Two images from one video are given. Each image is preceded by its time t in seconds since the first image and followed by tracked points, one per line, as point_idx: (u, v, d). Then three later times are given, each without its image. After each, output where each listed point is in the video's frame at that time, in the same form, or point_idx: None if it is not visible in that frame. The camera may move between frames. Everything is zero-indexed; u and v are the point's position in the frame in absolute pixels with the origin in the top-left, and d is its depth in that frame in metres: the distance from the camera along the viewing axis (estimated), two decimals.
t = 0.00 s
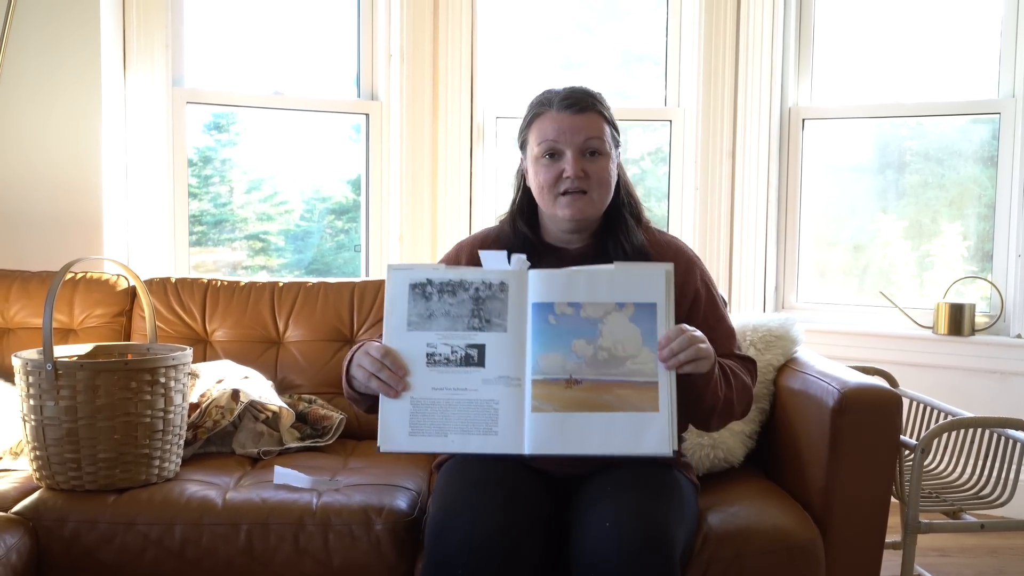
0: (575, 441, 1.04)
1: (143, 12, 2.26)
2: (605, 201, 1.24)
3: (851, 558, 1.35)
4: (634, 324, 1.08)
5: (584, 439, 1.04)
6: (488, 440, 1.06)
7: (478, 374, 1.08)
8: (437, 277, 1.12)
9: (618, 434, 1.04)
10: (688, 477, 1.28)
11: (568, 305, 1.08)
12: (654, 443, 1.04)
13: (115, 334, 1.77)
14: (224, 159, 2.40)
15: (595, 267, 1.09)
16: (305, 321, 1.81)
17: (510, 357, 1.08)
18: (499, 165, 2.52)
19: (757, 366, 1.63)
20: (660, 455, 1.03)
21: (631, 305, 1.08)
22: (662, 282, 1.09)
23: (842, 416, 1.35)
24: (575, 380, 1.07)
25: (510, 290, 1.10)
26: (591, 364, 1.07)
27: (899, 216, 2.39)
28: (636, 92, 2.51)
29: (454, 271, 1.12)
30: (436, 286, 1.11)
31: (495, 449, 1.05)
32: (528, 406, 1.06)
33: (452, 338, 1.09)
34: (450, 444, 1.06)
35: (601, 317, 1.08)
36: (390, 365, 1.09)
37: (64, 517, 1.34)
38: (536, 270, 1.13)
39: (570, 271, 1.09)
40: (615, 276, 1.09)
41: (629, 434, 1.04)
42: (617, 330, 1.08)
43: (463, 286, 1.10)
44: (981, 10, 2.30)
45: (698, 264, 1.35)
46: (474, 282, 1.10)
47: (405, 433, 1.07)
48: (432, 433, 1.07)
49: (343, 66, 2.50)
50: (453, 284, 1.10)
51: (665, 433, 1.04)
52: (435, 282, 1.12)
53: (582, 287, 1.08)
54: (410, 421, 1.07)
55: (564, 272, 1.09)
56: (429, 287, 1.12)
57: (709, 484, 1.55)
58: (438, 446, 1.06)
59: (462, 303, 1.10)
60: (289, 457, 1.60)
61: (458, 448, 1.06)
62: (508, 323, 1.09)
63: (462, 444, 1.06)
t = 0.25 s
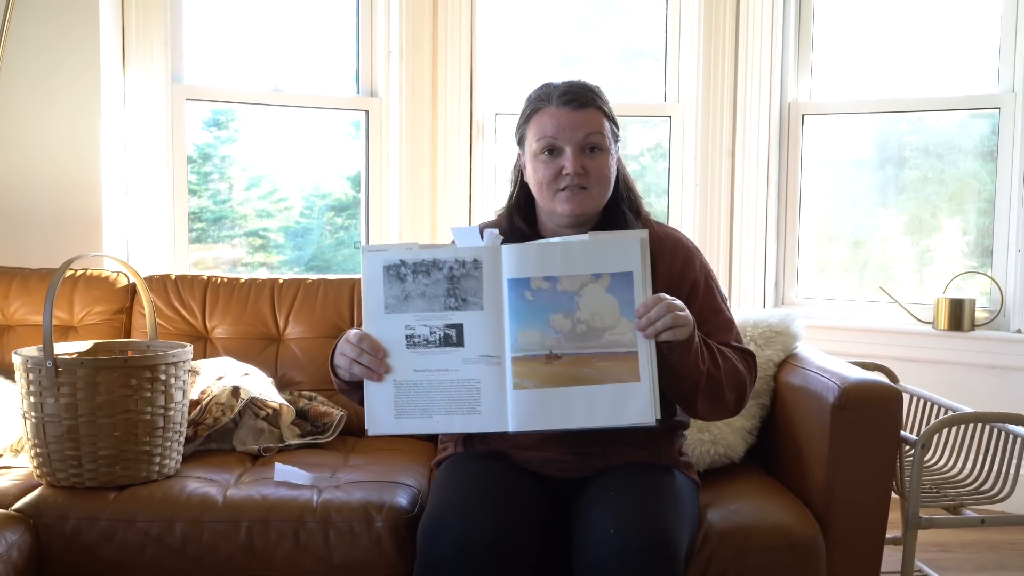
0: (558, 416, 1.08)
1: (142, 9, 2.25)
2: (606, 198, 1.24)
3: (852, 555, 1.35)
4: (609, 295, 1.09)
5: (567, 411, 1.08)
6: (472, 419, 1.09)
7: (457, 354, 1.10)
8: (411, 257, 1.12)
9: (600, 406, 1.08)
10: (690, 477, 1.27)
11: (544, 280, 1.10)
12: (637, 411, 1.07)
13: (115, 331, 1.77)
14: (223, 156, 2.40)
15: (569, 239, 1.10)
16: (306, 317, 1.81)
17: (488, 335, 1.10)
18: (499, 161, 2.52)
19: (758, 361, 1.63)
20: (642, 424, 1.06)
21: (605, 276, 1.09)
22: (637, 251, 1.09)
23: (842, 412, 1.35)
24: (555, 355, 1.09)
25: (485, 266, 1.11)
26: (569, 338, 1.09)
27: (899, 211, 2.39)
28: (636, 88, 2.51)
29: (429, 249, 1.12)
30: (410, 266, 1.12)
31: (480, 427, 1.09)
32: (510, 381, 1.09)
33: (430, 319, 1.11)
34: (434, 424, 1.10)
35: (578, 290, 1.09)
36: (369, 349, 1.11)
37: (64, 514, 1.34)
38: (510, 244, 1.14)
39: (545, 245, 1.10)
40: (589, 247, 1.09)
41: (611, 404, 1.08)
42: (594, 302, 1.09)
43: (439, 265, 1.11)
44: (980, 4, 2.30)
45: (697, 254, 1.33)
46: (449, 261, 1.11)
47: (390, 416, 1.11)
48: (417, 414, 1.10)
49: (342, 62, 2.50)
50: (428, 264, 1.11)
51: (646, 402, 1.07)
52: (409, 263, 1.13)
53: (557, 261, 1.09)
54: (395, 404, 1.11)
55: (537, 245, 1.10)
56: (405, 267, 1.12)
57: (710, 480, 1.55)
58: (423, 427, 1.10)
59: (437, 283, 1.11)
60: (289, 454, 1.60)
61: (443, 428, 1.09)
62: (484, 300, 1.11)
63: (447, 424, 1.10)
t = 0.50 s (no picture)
0: (540, 412, 1.08)
1: (142, 8, 2.25)
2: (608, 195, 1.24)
3: (852, 553, 1.35)
4: (592, 293, 1.08)
5: (549, 407, 1.08)
6: (454, 416, 1.09)
7: (439, 351, 1.10)
8: (393, 254, 1.12)
9: (582, 403, 1.07)
10: (690, 477, 1.28)
11: (526, 277, 1.09)
12: (618, 408, 1.07)
13: (115, 330, 1.77)
14: (223, 155, 2.40)
15: (553, 236, 1.09)
16: (306, 316, 1.81)
17: (471, 332, 1.10)
18: (499, 159, 2.51)
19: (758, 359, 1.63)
20: (624, 421, 1.06)
21: (587, 274, 1.09)
22: (620, 248, 1.09)
23: (842, 410, 1.35)
24: (537, 353, 1.09)
25: (467, 263, 1.11)
26: (552, 335, 1.08)
27: (898, 209, 2.39)
28: (636, 86, 2.50)
29: (412, 246, 1.12)
30: (393, 263, 1.12)
31: (462, 424, 1.09)
32: (492, 379, 1.09)
33: (412, 316, 1.11)
34: (416, 421, 1.10)
35: (561, 287, 1.09)
36: (352, 347, 1.11)
37: (65, 513, 1.34)
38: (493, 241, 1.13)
39: (527, 242, 1.09)
40: (573, 244, 1.09)
41: (593, 400, 1.07)
42: (577, 299, 1.08)
43: (421, 262, 1.11)
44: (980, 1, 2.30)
45: (699, 255, 1.34)
46: (431, 258, 1.11)
47: (373, 412, 1.10)
48: (399, 411, 1.10)
49: (342, 61, 2.50)
50: (410, 261, 1.11)
51: (627, 399, 1.07)
52: (391, 260, 1.12)
53: (540, 257, 1.09)
54: (378, 400, 1.10)
55: (520, 243, 1.09)
56: (388, 263, 1.12)
57: (710, 478, 1.55)
58: (406, 423, 1.10)
59: (420, 279, 1.11)
60: (290, 452, 1.60)
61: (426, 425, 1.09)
62: (466, 297, 1.10)
63: (429, 420, 1.10)
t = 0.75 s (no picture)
0: (507, 435, 1.10)
1: (141, 7, 2.25)
2: (602, 216, 1.19)
3: (852, 551, 1.36)
4: (558, 319, 1.12)
5: (516, 431, 1.11)
6: (424, 439, 1.12)
7: (410, 375, 1.13)
8: (364, 281, 1.16)
9: (549, 426, 1.10)
10: (692, 474, 1.28)
11: (494, 304, 1.13)
12: (584, 432, 1.09)
13: (115, 329, 1.77)
14: (223, 153, 2.40)
15: (520, 264, 1.13)
16: (306, 315, 1.81)
17: (441, 357, 1.14)
18: (499, 158, 2.51)
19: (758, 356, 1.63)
20: (589, 443, 1.09)
21: (552, 300, 1.12)
22: (584, 276, 1.12)
23: (843, 407, 1.35)
24: (505, 376, 1.12)
25: (438, 290, 1.14)
26: (519, 360, 1.12)
27: (898, 206, 2.39)
28: (636, 84, 2.50)
29: (383, 274, 1.16)
30: (363, 290, 1.16)
31: (432, 446, 1.12)
32: (461, 403, 1.13)
33: (383, 341, 1.14)
34: (386, 444, 1.12)
35: (527, 313, 1.12)
36: (319, 369, 1.14)
37: (66, 512, 1.34)
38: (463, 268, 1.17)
39: (496, 269, 1.13)
40: (539, 272, 1.13)
41: (558, 423, 1.10)
42: (543, 326, 1.12)
43: (393, 288, 1.15)
44: None
45: (702, 255, 1.33)
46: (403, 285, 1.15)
47: (342, 435, 1.13)
48: (369, 434, 1.13)
49: (341, 59, 2.50)
50: (381, 288, 1.15)
51: (593, 422, 1.10)
52: (362, 286, 1.16)
53: (507, 284, 1.12)
54: (347, 423, 1.13)
55: (488, 270, 1.13)
56: (358, 290, 1.16)
57: (711, 475, 1.55)
58: (375, 447, 1.12)
59: (390, 305, 1.15)
60: (290, 450, 1.60)
61: (395, 448, 1.12)
62: (437, 323, 1.14)
63: (398, 443, 1.12)
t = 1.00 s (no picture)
0: (501, 439, 1.13)
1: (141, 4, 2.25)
2: (597, 232, 1.20)
3: (852, 547, 1.36)
4: (553, 328, 1.16)
5: (509, 435, 1.14)
6: (419, 440, 1.14)
7: (409, 378, 1.17)
8: (368, 285, 1.21)
9: (542, 430, 1.13)
10: (693, 470, 1.28)
11: (493, 311, 1.18)
12: (577, 437, 1.11)
13: (115, 327, 1.77)
14: (223, 151, 2.40)
15: (519, 274, 1.18)
16: (306, 312, 1.81)
17: (439, 361, 1.18)
18: (499, 155, 2.51)
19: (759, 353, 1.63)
20: (582, 449, 1.11)
21: (549, 310, 1.17)
22: (580, 288, 1.17)
23: (843, 404, 1.36)
24: (500, 382, 1.16)
25: (440, 299, 1.20)
26: (515, 366, 1.16)
27: (899, 203, 2.39)
28: (636, 80, 2.50)
29: (386, 281, 1.21)
30: (368, 293, 1.21)
31: (426, 448, 1.14)
32: (458, 407, 1.16)
33: (384, 344, 1.19)
34: (381, 443, 1.14)
35: (524, 322, 1.17)
36: (317, 370, 1.17)
37: (67, 509, 1.34)
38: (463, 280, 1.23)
39: (496, 279, 1.19)
40: (536, 283, 1.18)
41: (553, 428, 1.13)
42: (539, 334, 1.16)
43: (394, 294, 1.20)
44: None
45: (705, 253, 1.32)
46: (404, 291, 1.20)
47: (338, 434, 1.15)
48: (365, 433, 1.15)
49: (341, 57, 2.50)
50: (384, 293, 1.20)
51: (586, 428, 1.12)
52: (367, 290, 1.21)
53: (506, 294, 1.18)
54: (343, 422, 1.16)
55: (489, 279, 1.19)
56: (362, 295, 1.21)
57: (711, 471, 1.56)
58: (370, 446, 1.14)
59: (393, 310, 1.20)
60: (291, 447, 1.60)
61: (390, 448, 1.14)
62: (437, 329, 1.19)
63: (393, 443, 1.15)
